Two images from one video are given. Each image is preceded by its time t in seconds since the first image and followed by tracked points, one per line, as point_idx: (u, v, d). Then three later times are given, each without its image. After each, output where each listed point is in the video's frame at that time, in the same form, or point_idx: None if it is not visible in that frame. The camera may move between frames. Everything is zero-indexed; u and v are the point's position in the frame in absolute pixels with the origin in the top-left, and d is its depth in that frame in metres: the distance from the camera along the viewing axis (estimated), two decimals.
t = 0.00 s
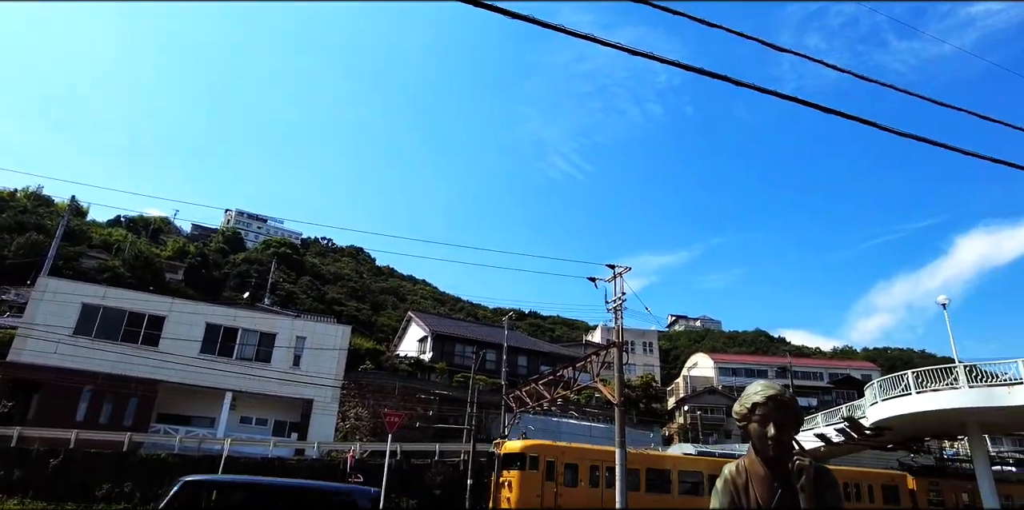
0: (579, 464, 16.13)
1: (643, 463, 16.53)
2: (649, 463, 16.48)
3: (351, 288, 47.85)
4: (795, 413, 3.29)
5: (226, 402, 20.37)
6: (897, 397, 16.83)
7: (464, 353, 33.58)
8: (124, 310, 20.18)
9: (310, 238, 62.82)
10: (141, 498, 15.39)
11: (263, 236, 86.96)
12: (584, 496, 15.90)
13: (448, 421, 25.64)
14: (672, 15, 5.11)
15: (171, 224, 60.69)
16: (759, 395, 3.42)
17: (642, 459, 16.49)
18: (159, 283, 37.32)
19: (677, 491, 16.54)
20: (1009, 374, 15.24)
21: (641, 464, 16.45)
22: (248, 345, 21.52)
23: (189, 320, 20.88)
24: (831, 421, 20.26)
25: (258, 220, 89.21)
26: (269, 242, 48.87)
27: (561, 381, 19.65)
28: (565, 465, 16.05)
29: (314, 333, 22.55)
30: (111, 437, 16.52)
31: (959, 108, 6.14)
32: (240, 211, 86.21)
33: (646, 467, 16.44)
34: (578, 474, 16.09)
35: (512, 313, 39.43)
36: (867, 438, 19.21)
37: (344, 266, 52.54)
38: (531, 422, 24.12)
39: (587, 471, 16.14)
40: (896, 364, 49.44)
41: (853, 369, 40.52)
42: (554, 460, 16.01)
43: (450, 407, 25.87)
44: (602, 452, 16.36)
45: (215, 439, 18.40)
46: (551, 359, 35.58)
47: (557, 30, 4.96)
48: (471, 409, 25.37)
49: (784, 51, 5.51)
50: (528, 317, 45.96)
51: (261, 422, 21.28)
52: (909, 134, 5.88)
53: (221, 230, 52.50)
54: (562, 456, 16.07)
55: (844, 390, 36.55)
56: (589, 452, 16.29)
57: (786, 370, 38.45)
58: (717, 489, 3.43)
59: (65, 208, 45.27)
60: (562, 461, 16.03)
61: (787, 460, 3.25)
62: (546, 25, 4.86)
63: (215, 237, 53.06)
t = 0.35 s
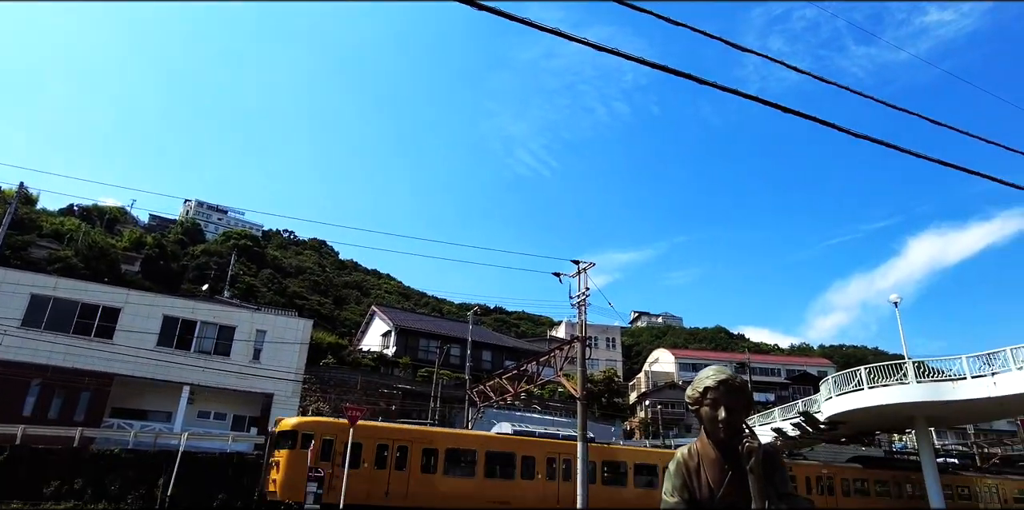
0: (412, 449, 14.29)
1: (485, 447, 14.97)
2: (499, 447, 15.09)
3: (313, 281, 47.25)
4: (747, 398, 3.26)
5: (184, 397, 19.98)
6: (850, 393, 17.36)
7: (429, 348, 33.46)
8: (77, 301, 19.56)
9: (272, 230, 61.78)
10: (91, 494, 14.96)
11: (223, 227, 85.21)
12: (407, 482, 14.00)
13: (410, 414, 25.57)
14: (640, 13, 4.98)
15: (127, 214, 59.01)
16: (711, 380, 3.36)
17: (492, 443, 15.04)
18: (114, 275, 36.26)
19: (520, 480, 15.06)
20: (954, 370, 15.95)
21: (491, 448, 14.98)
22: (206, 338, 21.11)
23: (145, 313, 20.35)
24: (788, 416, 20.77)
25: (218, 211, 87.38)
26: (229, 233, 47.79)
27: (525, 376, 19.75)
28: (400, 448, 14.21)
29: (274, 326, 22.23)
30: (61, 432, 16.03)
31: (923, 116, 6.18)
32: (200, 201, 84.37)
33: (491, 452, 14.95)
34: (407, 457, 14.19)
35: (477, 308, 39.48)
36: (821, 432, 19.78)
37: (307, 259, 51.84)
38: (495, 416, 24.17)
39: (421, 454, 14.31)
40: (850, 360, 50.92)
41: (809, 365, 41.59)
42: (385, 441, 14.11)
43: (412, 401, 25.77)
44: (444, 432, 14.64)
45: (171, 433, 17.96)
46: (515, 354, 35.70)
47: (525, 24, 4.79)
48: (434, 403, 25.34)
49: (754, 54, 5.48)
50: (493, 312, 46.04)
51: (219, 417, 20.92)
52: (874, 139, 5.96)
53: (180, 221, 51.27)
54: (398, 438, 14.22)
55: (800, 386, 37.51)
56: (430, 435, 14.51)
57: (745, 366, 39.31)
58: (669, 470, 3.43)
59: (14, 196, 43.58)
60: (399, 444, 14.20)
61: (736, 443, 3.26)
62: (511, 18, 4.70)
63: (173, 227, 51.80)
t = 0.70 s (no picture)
0: (381, 441, 13.51)
1: (333, 428, 13.16)
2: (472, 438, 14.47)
3: (278, 273, 46.55)
4: (700, 384, 3.34)
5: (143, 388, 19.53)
6: (809, 385, 17.79)
7: (395, 340, 33.30)
8: (30, 290, 18.94)
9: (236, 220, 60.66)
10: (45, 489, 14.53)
11: (185, 217, 83.40)
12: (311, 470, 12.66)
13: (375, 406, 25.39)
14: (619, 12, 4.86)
15: (84, 202, 57.32)
16: (666, 367, 3.42)
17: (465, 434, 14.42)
18: (70, 264, 35.17)
19: (494, 471, 14.47)
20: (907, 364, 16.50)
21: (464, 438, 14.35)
22: (167, 328, 20.66)
23: (103, 303, 19.82)
24: (749, 408, 21.20)
25: (180, 199, 85.39)
26: (191, 223, 46.73)
27: (492, 368, 19.79)
28: (305, 434, 12.90)
29: (237, 317, 21.90)
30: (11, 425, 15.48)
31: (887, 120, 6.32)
32: (161, 190, 82.44)
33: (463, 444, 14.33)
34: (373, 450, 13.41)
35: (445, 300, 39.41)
36: (781, 424, 20.26)
37: (272, 250, 51.07)
38: (461, 408, 24.16)
39: (312, 439, 12.90)
40: (810, 354, 52.14)
41: (770, 358, 42.50)
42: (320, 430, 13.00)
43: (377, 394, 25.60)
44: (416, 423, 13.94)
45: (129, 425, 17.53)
46: (482, 346, 35.74)
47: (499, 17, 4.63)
48: (400, 395, 25.22)
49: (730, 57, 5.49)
50: (461, 305, 46.00)
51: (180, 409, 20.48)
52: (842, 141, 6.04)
53: (140, 209, 50.00)
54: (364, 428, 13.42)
55: (762, 379, 38.32)
56: (264, 415, 12.70)
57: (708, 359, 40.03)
58: (625, 457, 3.49)
59: None
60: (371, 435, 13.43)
61: (690, 429, 3.31)
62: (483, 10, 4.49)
63: (133, 216, 50.48)
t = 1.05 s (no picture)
0: (339, 431, 13.54)
1: (371, 425, 13.95)
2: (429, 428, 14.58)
3: (243, 263, 45.77)
4: (660, 374, 3.35)
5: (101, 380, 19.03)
6: (771, 378, 18.18)
7: (362, 332, 33.05)
8: None
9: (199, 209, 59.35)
10: None
11: (146, 204, 81.31)
12: (345, 465, 13.36)
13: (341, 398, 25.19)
14: (600, 10, 4.81)
15: (39, 188, 55.44)
16: (626, 357, 3.42)
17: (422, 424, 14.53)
18: (25, 252, 34.03)
19: (452, 463, 14.59)
20: (864, 357, 16.96)
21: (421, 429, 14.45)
22: (127, 318, 20.18)
23: (59, 292, 19.24)
24: (712, 400, 21.59)
25: (141, 187, 83.29)
26: (153, 210, 45.61)
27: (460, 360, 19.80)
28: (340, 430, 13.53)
29: (201, 308, 21.53)
30: None
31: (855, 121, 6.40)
32: (121, 176, 80.17)
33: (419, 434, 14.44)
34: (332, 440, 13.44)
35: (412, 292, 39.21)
36: (743, 416, 20.67)
37: (236, 239, 50.16)
38: (429, 400, 24.12)
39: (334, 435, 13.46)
40: (773, 347, 53.25)
41: (734, 351, 43.28)
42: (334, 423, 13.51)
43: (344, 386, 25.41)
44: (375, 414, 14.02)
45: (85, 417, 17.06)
46: (450, 338, 35.70)
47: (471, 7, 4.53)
48: (366, 387, 25.08)
49: (706, 56, 5.48)
50: (429, 297, 45.85)
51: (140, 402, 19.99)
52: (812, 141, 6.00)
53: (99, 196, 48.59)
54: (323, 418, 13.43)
55: (725, 371, 39.03)
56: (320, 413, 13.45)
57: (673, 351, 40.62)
58: (586, 445, 3.55)
59: None
60: (329, 426, 13.45)
61: (648, 417, 3.36)
62: None
63: (92, 203, 49.14)
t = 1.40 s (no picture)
0: (308, 427, 13.61)
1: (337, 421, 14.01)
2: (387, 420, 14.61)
3: (211, 252, 45.02)
4: (625, 365, 3.39)
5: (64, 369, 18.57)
6: (737, 371, 18.51)
7: (332, 323, 32.76)
8: None
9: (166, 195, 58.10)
10: None
11: (110, 190, 79.38)
12: (309, 458, 13.40)
13: (310, 388, 24.95)
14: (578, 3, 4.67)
15: None
16: (592, 348, 3.45)
17: (381, 416, 14.56)
18: None
19: (413, 454, 14.70)
20: (829, 351, 17.36)
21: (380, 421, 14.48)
22: (90, 307, 19.72)
23: (19, 279, 18.70)
24: (680, 392, 21.90)
25: (106, 172, 81.31)
26: (118, 196, 44.52)
27: (431, 352, 19.76)
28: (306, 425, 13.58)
29: (167, 297, 21.17)
30: None
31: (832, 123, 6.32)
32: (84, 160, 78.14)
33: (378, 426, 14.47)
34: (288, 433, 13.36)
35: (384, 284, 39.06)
36: (709, 408, 21.03)
37: (204, 228, 49.29)
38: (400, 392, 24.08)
39: (300, 430, 13.49)
40: (740, 341, 54.13)
41: (702, 345, 43.94)
42: (300, 420, 13.54)
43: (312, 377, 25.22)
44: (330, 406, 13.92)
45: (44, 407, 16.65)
46: (421, 330, 35.59)
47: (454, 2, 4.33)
48: (336, 378, 25.00)
49: (682, 52, 5.41)
50: (400, 288, 45.63)
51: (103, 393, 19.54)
52: (790, 143, 5.94)
53: (61, 181, 47.28)
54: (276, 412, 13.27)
55: (693, 364, 39.58)
56: (286, 409, 13.43)
57: (643, 344, 41.07)
58: (551, 435, 3.57)
59: None
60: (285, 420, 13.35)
61: (613, 407, 3.39)
62: None
63: (53, 188, 47.81)
